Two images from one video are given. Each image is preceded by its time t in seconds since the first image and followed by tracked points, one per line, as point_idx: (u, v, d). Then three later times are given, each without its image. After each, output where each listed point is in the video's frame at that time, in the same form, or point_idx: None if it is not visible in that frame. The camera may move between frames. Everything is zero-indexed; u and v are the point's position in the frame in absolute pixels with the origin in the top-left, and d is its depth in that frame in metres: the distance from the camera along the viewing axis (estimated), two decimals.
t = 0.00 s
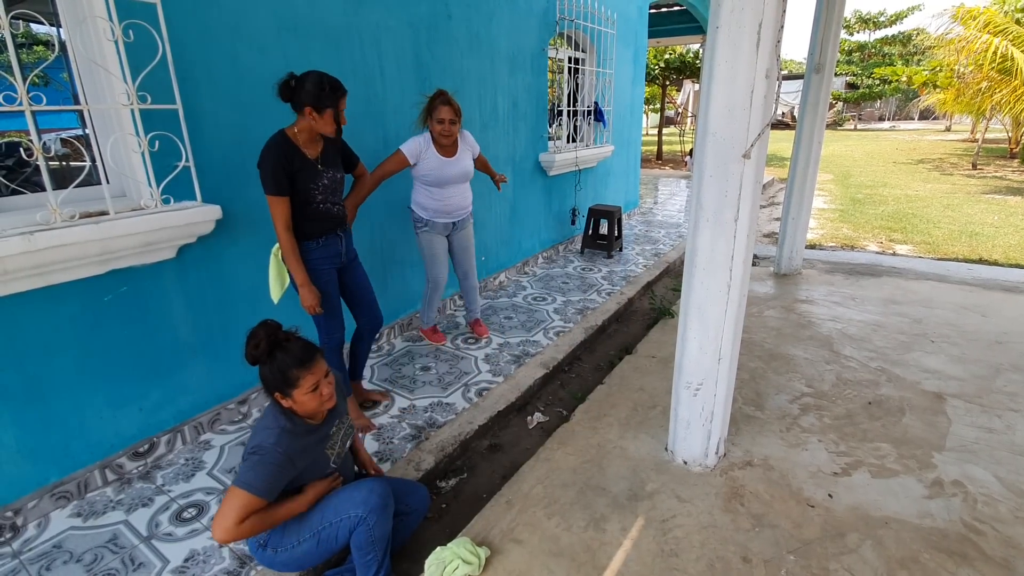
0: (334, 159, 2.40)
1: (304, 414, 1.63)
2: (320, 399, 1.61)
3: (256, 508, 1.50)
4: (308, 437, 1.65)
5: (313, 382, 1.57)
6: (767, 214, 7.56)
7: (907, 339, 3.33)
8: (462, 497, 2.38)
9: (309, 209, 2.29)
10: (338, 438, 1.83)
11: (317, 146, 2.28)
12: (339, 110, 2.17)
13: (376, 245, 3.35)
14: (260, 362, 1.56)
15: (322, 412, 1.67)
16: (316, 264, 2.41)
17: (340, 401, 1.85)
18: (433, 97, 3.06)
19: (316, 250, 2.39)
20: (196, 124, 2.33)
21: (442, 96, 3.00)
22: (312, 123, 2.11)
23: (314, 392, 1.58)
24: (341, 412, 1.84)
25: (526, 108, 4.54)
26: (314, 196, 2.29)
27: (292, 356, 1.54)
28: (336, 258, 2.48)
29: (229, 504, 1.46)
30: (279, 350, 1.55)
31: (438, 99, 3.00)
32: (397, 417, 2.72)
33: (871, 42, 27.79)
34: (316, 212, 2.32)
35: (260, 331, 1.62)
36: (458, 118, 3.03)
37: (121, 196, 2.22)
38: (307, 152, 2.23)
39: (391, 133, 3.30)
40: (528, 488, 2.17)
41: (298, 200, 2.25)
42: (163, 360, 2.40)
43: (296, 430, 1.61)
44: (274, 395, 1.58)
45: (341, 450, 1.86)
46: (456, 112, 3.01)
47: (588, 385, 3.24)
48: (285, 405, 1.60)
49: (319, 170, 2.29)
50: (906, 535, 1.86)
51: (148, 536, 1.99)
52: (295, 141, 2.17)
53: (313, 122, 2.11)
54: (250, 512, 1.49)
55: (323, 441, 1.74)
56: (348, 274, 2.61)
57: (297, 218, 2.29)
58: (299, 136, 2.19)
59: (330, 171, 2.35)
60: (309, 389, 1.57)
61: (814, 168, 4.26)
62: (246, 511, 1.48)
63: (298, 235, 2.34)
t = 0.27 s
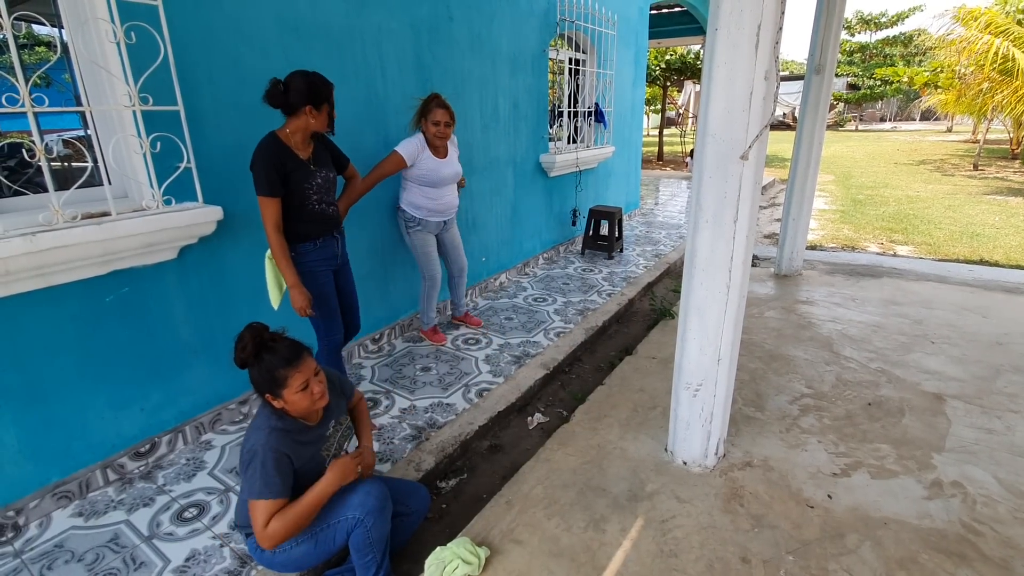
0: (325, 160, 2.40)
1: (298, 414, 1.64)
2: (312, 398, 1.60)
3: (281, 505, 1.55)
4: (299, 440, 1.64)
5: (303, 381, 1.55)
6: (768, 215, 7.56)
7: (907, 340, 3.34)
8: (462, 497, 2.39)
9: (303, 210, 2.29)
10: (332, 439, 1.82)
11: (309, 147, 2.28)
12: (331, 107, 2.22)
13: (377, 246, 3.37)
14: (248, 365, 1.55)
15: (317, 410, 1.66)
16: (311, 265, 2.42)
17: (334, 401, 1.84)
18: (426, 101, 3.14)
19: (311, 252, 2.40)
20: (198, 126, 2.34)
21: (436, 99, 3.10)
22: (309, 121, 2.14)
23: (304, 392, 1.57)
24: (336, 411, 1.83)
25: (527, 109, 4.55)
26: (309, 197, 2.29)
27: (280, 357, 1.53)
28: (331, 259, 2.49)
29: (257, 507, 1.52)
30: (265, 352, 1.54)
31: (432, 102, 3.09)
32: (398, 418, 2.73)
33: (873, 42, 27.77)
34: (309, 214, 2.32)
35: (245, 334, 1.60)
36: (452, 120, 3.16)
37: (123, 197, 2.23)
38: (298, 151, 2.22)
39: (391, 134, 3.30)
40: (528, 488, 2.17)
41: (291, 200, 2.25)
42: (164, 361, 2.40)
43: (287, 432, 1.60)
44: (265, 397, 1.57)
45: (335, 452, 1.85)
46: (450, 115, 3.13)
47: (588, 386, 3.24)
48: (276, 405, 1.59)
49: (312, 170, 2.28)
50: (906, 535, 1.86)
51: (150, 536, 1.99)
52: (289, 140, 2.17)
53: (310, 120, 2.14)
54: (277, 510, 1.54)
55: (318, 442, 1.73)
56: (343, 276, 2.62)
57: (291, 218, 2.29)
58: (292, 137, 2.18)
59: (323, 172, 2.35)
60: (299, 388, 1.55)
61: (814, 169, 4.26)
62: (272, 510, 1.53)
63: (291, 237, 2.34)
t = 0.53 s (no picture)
0: (313, 163, 2.40)
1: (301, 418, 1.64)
2: (310, 402, 1.59)
3: (320, 494, 1.58)
4: (304, 445, 1.65)
5: (299, 386, 1.55)
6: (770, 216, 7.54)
7: (909, 342, 3.33)
8: (464, 497, 2.39)
9: (292, 210, 2.28)
10: (340, 441, 1.82)
11: (298, 149, 2.28)
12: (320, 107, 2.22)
13: (379, 246, 3.37)
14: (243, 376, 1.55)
15: (317, 413, 1.66)
16: (299, 266, 2.40)
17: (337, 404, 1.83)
18: (422, 101, 3.14)
19: (299, 253, 2.38)
20: (201, 125, 2.35)
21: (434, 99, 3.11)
22: (300, 121, 2.14)
23: (301, 397, 1.57)
24: (339, 414, 1.84)
25: (530, 110, 4.55)
26: (297, 198, 2.28)
27: (273, 363, 1.52)
28: (319, 259, 2.48)
29: (295, 504, 1.55)
30: (258, 360, 1.53)
31: (430, 102, 3.09)
32: (399, 417, 2.73)
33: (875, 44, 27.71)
34: (297, 215, 2.31)
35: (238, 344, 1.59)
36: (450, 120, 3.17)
37: (126, 196, 2.23)
38: (288, 152, 2.21)
39: (394, 134, 3.31)
40: (530, 488, 2.17)
41: (280, 200, 2.23)
42: (167, 360, 2.41)
43: (290, 437, 1.61)
44: (264, 405, 1.57)
45: (342, 455, 1.84)
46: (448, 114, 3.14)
47: (590, 386, 3.24)
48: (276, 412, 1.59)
49: (301, 171, 2.27)
50: (907, 537, 1.86)
51: (151, 534, 2.00)
52: (279, 141, 2.17)
53: (301, 120, 2.14)
54: (318, 499, 1.57)
55: (323, 447, 1.74)
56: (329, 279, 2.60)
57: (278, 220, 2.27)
58: (282, 138, 2.18)
59: (312, 173, 2.34)
60: (296, 394, 1.55)
61: (817, 170, 4.25)
62: (312, 499, 1.56)
63: (279, 239, 2.31)
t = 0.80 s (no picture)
0: (310, 162, 2.40)
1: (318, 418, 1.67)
2: (326, 405, 1.61)
3: (347, 485, 1.61)
4: (325, 442, 1.66)
5: (314, 390, 1.56)
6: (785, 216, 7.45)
7: (928, 344, 3.26)
8: (474, 496, 2.39)
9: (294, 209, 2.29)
10: (355, 440, 1.85)
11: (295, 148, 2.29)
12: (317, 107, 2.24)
13: (391, 245, 3.39)
14: (259, 382, 1.56)
15: (332, 414, 1.68)
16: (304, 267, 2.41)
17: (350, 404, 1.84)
18: (434, 102, 3.17)
19: (303, 253, 2.39)
20: (217, 125, 2.38)
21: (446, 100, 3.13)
22: (298, 119, 2.15)
23: (316, 400, 1.58)
24: (354, 413, 1.86)
25: (542, 109, 4.54)
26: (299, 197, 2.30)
27: (286, 368, 1.53)
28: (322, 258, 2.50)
29: (323, 497, 1.56)
30: (272, 365, 1.55)
31: (441, 102, 3.11)
32: (410, 416, 2.74)
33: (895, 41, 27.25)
34: (297, 213, 2.32)
35: (251, 350, 1.60)
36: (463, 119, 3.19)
37: (144, 195, 2.27)
38: (287, 151, 2.22)
39: (407, 132, 3.32)
40: (540, 488, 2.17)
41: (282, 200, 2.24)
42: (183, 356, 2.44)
43: (307, 437, 1.62)
44: (281, 409, 1.60)
45: (356, 454, 1.86)
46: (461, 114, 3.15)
47: (602, 387, 3.23)
48: (293, 415, 1.61)
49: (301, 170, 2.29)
50: (924, 543, 1.82)
51: (167, 529, 2.03)
52: (278, 140, 2.17)
53: (299, 119, 2.15)
54: (346, 490, 1.59)
55: (341, 447, 1.75)
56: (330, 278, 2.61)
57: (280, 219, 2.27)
58: (281, 137, 2.18)
59: (310, 172, 2.35)
60: (311, 397, 1.57)
61: (833, 169, 4.18)
62: (341, 490, 1.58)
63: (282, 238, 2.31)
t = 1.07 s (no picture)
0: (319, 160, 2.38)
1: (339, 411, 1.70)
2: (345, 401, 1.63)
3: (369, 479, 1.63)
4: (345, 436, 1.68)
5: (333, 386, 1.58)
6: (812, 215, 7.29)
7: (961, 348, 3.16)
8: (492, 495, 2.40)
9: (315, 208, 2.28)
10: (376, 438, 1.86)
11: (305, 146, 2.27)
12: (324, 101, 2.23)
13: (411, 244, 3.41)
14: (281, 375, 1.60)
15: (353, 410, 1.71)
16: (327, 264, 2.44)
17: (373, 403, 1.85)
18: (462, 105, 3.21)
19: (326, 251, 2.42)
20: (242, 126, 2.42)
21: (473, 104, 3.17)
22: (306, 115, 2.14)
23: (336, 396, 1.61)
24: (377, 412, 1.87)
25: (563, 107, 4.52)
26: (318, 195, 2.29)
27: (307, 364, 1.56)
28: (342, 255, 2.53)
29: (344, 489, 1.58)
30: (294, 361, 1.57)
31: (470, 104, 3.16)
32: (429, 414, 2.76)
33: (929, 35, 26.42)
34: (319, 212, 2.31)
35: (276, 343, 1.64)
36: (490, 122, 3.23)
37: (173, 194, 2.32)
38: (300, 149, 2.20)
39: (428, 131, 3.34)
40: (557, 489, 2.16)
41: (304, 199, 2.23)
42: (209, 352, 2.50)
43: (328, 430, 1.64)
44: (302, 403, 1.63)
45: (377, 452, 1.87)
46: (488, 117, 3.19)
47: (621, 387, 3.20)
48: (315, 410, 1.64)
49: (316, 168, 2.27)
50: (954, 554, 1.76)
51: (192, 520, 2.08)
52: (291, 138, 2.16)
53: (308, 114, 2.14)
54: (367, 483, 1.61)
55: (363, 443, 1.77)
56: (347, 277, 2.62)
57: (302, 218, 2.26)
58: (293, 136, 2.17)
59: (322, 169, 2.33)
60: (331, 393, 1.59)
61: (862, 167, 4.08)
62: (362, 484, 1.60)
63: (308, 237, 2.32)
